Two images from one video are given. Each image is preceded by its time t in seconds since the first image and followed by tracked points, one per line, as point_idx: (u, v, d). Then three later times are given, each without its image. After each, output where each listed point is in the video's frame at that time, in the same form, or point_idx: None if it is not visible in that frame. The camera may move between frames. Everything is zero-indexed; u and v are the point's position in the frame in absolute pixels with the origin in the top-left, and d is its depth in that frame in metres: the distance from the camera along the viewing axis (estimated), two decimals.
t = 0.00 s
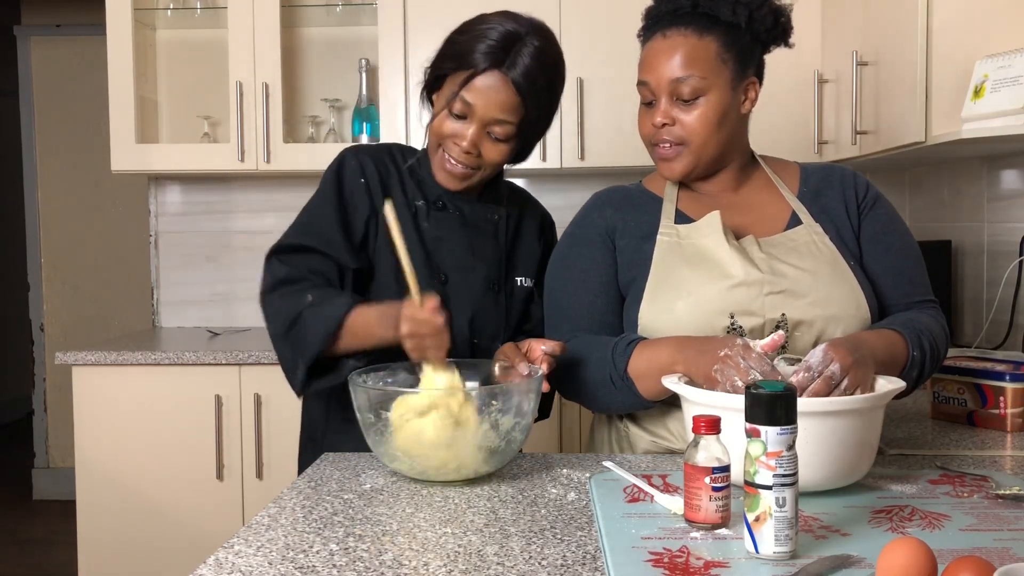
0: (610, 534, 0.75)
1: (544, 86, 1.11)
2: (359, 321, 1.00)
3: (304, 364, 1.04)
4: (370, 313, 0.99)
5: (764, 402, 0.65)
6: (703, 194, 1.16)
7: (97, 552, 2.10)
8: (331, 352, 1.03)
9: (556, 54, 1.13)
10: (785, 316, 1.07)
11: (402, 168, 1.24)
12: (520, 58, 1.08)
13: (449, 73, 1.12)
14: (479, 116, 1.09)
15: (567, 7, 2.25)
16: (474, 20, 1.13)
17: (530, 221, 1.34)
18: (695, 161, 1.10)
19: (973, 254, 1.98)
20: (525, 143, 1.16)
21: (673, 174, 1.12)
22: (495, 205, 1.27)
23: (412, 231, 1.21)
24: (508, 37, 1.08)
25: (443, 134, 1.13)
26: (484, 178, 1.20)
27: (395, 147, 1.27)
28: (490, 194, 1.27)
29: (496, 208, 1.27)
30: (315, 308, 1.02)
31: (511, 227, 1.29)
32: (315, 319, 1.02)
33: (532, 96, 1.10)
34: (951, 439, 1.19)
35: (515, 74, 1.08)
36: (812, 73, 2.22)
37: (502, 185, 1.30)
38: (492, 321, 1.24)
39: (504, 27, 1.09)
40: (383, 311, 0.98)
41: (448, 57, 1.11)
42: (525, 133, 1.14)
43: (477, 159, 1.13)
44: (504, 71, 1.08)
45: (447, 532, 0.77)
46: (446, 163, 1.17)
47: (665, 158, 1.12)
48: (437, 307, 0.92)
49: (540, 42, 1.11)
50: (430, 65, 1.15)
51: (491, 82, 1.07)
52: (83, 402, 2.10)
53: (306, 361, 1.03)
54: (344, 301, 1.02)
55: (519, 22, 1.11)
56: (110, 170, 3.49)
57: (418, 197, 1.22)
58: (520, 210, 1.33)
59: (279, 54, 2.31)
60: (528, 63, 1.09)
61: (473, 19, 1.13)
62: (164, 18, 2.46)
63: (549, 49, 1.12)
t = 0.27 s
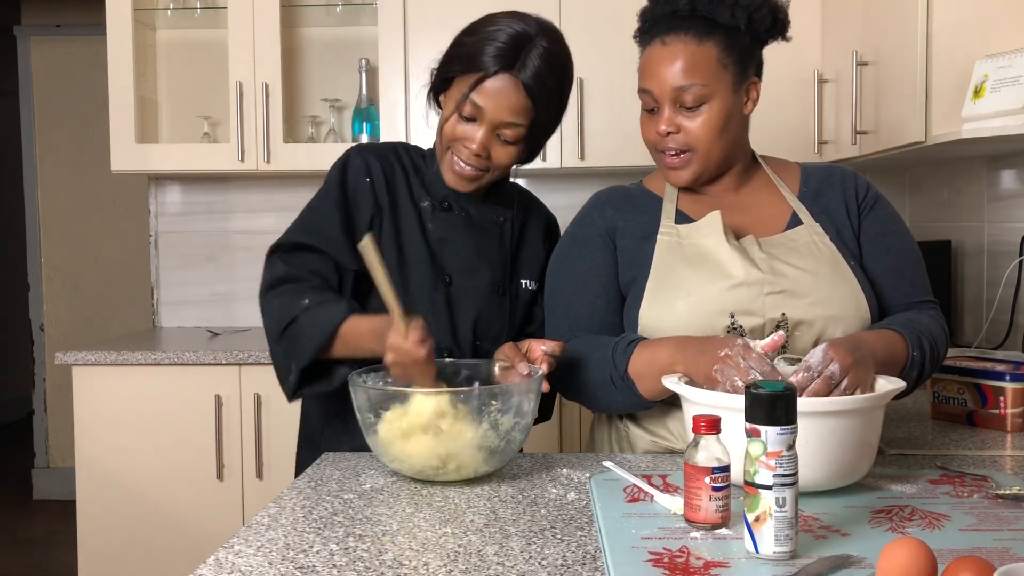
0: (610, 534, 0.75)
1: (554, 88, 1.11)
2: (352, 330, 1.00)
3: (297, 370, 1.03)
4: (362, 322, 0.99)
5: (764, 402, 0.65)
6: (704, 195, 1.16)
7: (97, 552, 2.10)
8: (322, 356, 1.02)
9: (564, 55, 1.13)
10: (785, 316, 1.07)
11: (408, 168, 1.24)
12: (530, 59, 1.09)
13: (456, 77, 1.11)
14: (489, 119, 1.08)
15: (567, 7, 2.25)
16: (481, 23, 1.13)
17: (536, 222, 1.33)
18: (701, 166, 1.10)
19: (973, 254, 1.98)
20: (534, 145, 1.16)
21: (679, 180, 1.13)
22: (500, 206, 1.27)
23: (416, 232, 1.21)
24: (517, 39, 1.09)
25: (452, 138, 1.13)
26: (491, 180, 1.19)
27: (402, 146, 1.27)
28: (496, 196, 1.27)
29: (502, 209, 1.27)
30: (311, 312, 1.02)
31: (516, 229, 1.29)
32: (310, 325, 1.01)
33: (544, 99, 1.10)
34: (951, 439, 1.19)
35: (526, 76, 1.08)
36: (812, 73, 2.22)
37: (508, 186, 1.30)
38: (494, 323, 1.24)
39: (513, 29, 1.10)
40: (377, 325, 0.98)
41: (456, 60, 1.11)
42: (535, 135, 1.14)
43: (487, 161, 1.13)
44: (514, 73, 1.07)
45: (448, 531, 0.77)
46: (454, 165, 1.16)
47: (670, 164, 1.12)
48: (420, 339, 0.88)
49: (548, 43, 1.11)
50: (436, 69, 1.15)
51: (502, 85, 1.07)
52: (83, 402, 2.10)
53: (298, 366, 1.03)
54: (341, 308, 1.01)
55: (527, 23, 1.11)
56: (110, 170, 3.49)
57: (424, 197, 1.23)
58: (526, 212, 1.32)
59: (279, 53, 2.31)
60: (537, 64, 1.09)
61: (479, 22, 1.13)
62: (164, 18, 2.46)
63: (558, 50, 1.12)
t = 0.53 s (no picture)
0: (610, 534, 0.75)
1: (554, 88, 1.11)
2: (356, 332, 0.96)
3: (296, 366, 1.00)
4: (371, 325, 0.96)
5: (764, 402, 0.65)
6: (705, 194, 1.16)
7: (97, 552, 2.10)
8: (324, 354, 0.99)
9: (564, 55, 1.13)
10: (785, 316, 1.07)
11: (407, 167, 1.24)
12: (530, 60, 1.08)
13: (456, 79, 1.11)
14: (491, 122, 1.08)
15: (567, 7, 2.25)
16: (479, 23, 1.13)
17: (535, 222, 1.33)
18: (703, 162, 1.10)
19: (973, 254, 1.98)
20: (535, 145, 1.16)
21: (680, 176, 1.13)
22: (498, 206, 1.26)
23: (416, 232, 1.21)
24: (516, 40, 1.08)
25: (453, 140, 1.13)
26: (492, 181, 1.19)
27: (402, 143, 1.27)
28: (495, 195, 1.27)
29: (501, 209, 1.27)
30: (314, 311, 0.99)
31: (515, 229, 1.29)
32: (313, 322, 0.98)
33: (545, 101, 1.10)
34: (951, 439, 1.19)
35: (526, 77, 1.07)
36: (812, 73, 2.22)
37: (508, 186, 1.30)
38: (492, 323, 1.25)
39: (511, 29, 1.09)
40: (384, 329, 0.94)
41: (456, 61, 1.10)
42: (536, 135, 1.14)
43: (488, 164, 1.13)
44: (515, 76, 1.07)
45: (447, 531, 0.77)
46: (455, 167, 1.16)
47: (673, 161, 1.12)
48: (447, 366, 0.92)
49: (548, 43, 1.11)
50: (436, 69, 1.14)
51: (503, 88, 1.07)
52: (83, 402, 2.10)
53: (298, 363, 1.00)
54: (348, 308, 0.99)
55: (526, 22, 1.11)
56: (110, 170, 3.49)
57: (422, 197, 1.22)
58: (525, 211, 1.32)
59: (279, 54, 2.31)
60: (537, 65, 1.09)
61: (478, 22, 1.13)
62: (164, 18, 2.46)
63: (557, 49, 1.12)
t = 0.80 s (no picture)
0: (610, 534, 0.75)
1: (551, 87, 1.12)
2: (373, 339, 0.97)
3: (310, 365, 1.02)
4: (387, 333, 0.96)
5: (764, 402, 0.65)
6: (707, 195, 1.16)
7: (97, 552, 2.10)
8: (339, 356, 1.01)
9: (558, 53, 1.13)
10: (785, 315, 1.07)
11: (411, 167, 1.24)
12: (526, 59, 1.09)
13: (452, 80, 1.11)
14: (489, 120, 1.08)
15: (566, 6, 2.25)
16: (473, 24, 1.13)
17: (533, 224, 1.34)
18: (705, 162, 1.10)
19: (974, 254, 1.98)
20: (533, 144, 1.16)
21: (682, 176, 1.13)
22: (497, 208, 1.27)
23: (419, 233, 1.21)
24: (511, 39, 1.09)
25: (451, 140, 1.13)
26: (492, 180, 1.19)
27: (403, 144, 1.27)
28: (493, 197, 1.27)
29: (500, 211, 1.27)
30: (332, 313, 1.00)
31: (514, 230, 1.29)
32: (331, 323, 0.99)
33: (541, 99, 1.10)
34: (951, 439, 1.19)
35: (523, 76, 1.08)
36: (812, 73, 2.22)
37: (506, 189, 1.31)
38: (492, 324, 1.24)
39: (506, 29, 1.10)
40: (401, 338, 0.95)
41: (452, 62, 1.11)
42: (534, 133, 1.14)
43: (487, 163, 1.13)
44: (512, 74, 1.07)
45: (447, 532, 0.77)
46: (455, 168, 1.16)
47: (674, 161, 1.12)
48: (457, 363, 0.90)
49: (542, 41, 1.11)
50: (433, 71, 1.14)
51: (500, 86, 1.07)
52: (83, 403, 2.10)
53: (313, 362, 1.01)
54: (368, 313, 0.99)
55: (521, 21, 1.11)
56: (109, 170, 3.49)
57: (423, 198, 1.22)
58: (522, 213, 1.32)
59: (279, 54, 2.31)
60: (533, 63, 1.09)
61: (472, 23, 1.13)
62: (164, 18, 2.46)
63: (552, 48, 1.12)
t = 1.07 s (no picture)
0: (610, 534, 0.75)
1: (550, 88, 1.12)
2: (347, 309, 1.00)
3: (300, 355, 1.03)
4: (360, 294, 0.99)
5: (764, 402, 0.65)
6: (709, 194, 1.16)
7: (96, 552, 2.10)
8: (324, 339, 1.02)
9: (557, 54, 1.13)
10: (785, 312, 1.07)
11: (403, 169, 1.24)
12: (526, 60, 1.09)
13: (453, 81, 1.11)
14: (490, 121, 1.08)
15: (566, 6, 2.25)
16: (472, 26, 1.13)
17: (532, 224, 1.33)
18: (710, 162, 1.10)
19: (973, 254, 1.98)
20: (532, 144, 1.16)
21: (687, 175, 1.12)
22: (495, 208, 1.26)
23: (412, 233, 1.21)
24: (511, 41, 1.09)
25: (452, 141, 1.12)
26: (492, 180, 1.19)
27: (396, 147, 1.27)
28: (492, 197, 1.27)
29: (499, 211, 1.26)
30: (308, 296, 1.02)
31: (512, 230, 1.29)
32: (310, 305, 1.02)
33: (541, 99, 1.10)
34: (951, 439, 1.19)
35: (524, 76, 1.08)
36: (812, 73, 2.22)
37: (505, 189, 1.31)
38: (488, 325, 1.24)
39: (505, 31, 1.10)
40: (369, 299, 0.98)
41: (452, 64, 1.11)
42: (534, 133, 1.14)
43: (488, 163, 1.12)
44: (513, 75, 1.07)
45: (447, 532, 0.77)
46: (456, 169, 1.16)
47: (680, 161, 1.12)
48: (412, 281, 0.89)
49: (542, 43, 1.11)
50: (433, 73, 1.14)
51: (501, 87, 1.07)
52: (82, 403, 2.10)
53: (301, 351, 1.02)
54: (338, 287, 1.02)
55: (520, 23, 1.12)
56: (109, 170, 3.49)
57: (418, 198, 1.23)
58: (522, 213, 1.32)
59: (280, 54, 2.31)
60: (533, 64, 1.09)
61: (472, 25, 1.13)
62: (164, 18, 2.46)
63: (551, 49, 1.12)
